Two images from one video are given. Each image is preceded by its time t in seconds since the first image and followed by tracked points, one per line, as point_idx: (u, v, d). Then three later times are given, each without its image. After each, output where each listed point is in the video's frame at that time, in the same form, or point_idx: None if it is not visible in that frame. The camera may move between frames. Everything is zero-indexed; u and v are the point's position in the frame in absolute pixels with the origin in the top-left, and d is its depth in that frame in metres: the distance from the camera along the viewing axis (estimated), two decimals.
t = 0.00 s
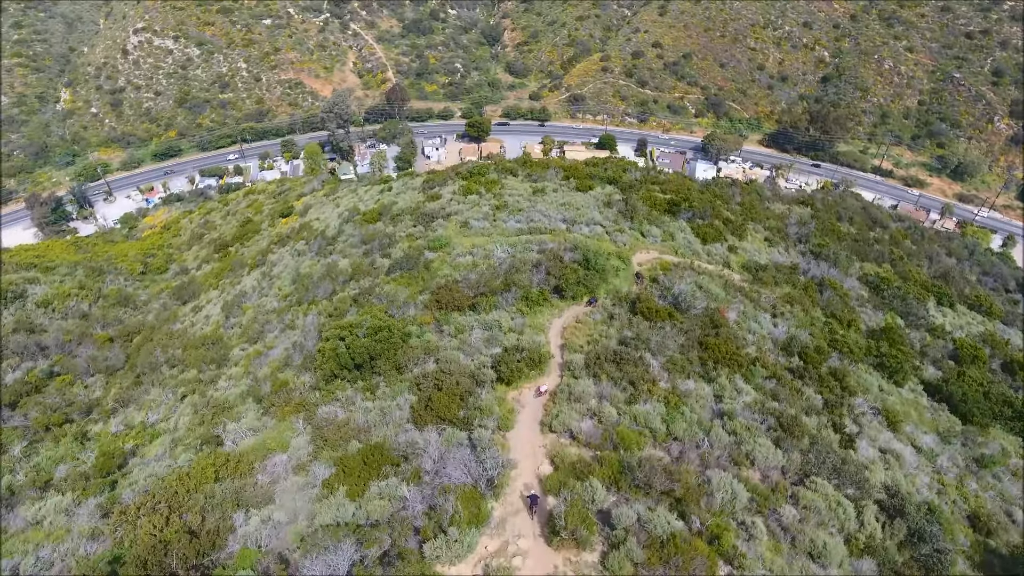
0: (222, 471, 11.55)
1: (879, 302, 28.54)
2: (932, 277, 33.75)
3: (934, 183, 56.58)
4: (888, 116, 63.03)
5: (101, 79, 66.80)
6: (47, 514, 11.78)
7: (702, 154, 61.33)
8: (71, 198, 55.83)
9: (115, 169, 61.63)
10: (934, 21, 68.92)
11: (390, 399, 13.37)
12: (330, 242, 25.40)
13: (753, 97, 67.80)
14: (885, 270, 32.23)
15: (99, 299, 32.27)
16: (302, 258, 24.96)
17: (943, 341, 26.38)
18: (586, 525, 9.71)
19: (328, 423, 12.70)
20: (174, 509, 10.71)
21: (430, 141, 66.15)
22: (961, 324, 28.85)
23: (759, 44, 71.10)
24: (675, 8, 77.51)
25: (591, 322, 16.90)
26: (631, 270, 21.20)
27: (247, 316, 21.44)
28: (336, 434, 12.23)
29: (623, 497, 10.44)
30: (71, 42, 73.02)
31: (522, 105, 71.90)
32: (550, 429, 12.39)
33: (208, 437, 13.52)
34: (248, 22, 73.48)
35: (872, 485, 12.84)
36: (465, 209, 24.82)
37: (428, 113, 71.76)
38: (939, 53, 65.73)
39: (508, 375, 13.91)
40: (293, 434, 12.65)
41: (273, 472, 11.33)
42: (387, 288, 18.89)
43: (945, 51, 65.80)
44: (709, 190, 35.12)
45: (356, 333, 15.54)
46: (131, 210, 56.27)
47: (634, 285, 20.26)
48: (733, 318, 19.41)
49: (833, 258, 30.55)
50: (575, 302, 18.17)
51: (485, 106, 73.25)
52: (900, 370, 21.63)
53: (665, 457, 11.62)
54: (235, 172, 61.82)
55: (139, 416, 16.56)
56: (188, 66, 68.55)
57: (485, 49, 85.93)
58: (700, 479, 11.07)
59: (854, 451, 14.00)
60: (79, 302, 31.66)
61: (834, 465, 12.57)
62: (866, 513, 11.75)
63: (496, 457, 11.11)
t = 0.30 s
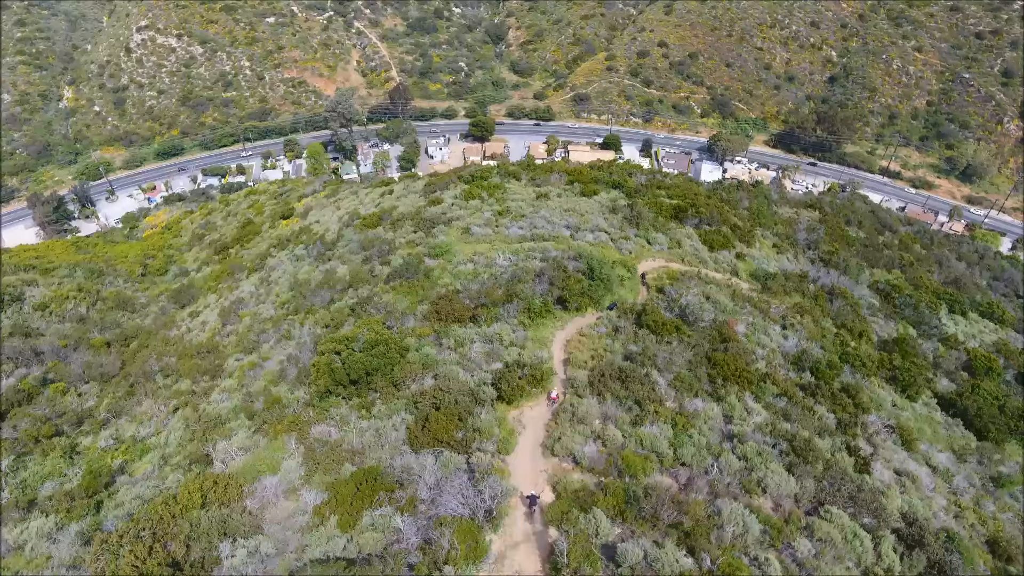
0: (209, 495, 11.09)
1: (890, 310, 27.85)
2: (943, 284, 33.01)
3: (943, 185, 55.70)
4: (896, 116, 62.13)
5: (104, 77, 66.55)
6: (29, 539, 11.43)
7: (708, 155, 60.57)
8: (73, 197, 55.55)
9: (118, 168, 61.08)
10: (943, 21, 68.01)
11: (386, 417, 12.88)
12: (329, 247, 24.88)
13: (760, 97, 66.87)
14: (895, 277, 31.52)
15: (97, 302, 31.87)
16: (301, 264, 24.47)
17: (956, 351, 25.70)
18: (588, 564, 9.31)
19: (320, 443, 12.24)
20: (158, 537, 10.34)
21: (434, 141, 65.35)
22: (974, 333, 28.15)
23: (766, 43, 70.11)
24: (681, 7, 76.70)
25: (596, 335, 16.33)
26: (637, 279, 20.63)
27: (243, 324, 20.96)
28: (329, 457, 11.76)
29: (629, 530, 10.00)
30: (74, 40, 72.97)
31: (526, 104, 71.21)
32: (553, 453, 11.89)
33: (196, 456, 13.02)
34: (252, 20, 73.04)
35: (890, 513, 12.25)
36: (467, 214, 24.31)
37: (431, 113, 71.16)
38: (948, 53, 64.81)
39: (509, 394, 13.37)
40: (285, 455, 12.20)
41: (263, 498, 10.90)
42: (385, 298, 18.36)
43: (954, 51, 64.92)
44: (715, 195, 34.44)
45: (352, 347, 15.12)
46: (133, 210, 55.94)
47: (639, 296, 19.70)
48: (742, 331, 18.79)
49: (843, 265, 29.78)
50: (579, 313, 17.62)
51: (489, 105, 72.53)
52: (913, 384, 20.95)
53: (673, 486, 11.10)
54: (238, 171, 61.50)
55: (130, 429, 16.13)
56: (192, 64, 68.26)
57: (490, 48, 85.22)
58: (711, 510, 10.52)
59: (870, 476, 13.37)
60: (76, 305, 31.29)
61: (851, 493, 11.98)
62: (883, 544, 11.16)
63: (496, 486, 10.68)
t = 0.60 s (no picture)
0: (195, 523, 10.65)
1: (899, 317, 27.21)
2: (952, 288, 32.32)
3: (949, 185, 54.92)
4: (902, 115, 61.26)
5: (105, 76, 66.25)
6: (9, 567, 11.15)
7: (712, 155, 59.90)
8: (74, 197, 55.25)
9: (119, 168, 60.62)
10: (951, 19, 67.10)
11: (381, 438, 12.39)
12: (327, 253, 24.39)
13: (765, 96, 66.04)
14: (904, 282, 30.82)
15: (94, 306, 31.47)
16: (298, 270, 23.98)
17: (968, 360, 25.02)
18: None
19: (312, 466, 11.79)
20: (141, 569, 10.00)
21: (436, 140, 64.65)
22: (985, 341, 27.44)
23: (771, 42, 69.36)
24: (685, 6, 75.94)
25: (599, 349, 15.80)
26: (641, 288, 20.10)
27: (239, 333, 20.51)
28: (320, 482, 11.32)
29: (635, 566, 9.53)
30: (75, 39, 72.81)
31: (529, 103, 70.47)
32: (554, 478, 11.41)
33: (184, 477, 12.55)
34: (253, 18, 72.62)
35: (910, 543, 11.63)
36: (467, 220, 23.81)
37: (433, 112, 70.52)
38: (954, 52, 63.95)
39: (509, 414, 12.82)
40: (274, 479, 11.73)
41: (250, 525, 10.46)
42: (383, 308, 17.87)
43: (961, 50, 64.01)
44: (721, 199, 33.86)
45: (347, 363, 14.70)
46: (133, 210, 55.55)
47: (644, 306, 19.16)
48: (751, 344, 18.19)
49: (851, 271, 29.09)
50: (582, 325, 17.09)
51: (491, 105, 71.83)
52: (927, 397, 20.24)
53: (680, 517, 10.58)
54: (239, 171, 61.04)
55: (119, 445, 15.71)
56: (193, 63, 67.88)
57: (493, 47, 84.50)
58: (721, 545, 9.98)
59: (886, 501, 12.78)
60: (73, 309, 30.95)
61: (867, 521, 11.41)
62: None
63: (495, 515, 10.26)
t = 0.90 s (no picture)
0: (180, 553, 10.20)
1: (909, 325, 26.56)
2: (962, 294, 31.62)
3: (956, 186, 54.06)
4: (909, 116, 60.40)
5: (106, 75, 65.94)
6: None
7: (716, 156, 59.16)
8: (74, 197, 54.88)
9: (119, 167, 60.31)
10: (958, 19, 66.19)
11: (376, 460, 11.90)
12: (324, 259, 23.90)
13: (769, 96, 65.20)
14: (913, 289, 30.13)
15: (91, 310, 31.06)
16: (295, 277, 23.50)
17: (980, 371, 24.34)
18: None
19: (303, 492, 11.28)
20: None
21: (438, 140, 64.11)
22: (997, 350, 26.75)
23: (775, 41, 68.59)
24: (689, 5, 75.23)
25: (603, 365, 15.27)
26: (646, 299, 19.54)
27: (233, 342, 20.03)
28: (311, 510, 10.83)
29: None
30: (77, 38, 72.52)
31: (531, 102, 69.81)
32: (556, 506, 10.91)
33: (171, 500, 12.08)
34: (255, 17, 72.21)
35: None
36: (468, 226, 23.31)
37: (436, 111, 69.95)
38: (962, 52, 63.10)
39: (510, 436, 12.32)
40: (264, 504, 11.26)
41: (237, 556, 10.04)
42: (381, 319, 17.36)
43: (968, 50, 63.15)
44: (727, 204, 33.29)
45: (341, 379, 14.25)
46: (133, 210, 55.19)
47: (649, 317, 18.61)
48: (759, 358, 17.62)
49: (861, 278, 28.36)
50: (584, 339, 16.56)
51: (493, 104, 71.21)
52: (940, 411, 19.54)
53: (688, 551, 10.06)
54: (240, 171, 60.60)
55: (108, 461, 15.26)
56: (194, 62, 67.49)
57: (495, 46, 83.89)
58: None
59: (903, 528, 12.19)
60: (69, 313, 30.55)
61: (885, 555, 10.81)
62: None
63: (492, 549, 9.77)
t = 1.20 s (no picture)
0: None
1: (918, 335, 25.94)
2: (971, 301, 30.95)
3: (962, 188, 53.31)
4: (914, 116, 59.61)
5: (106, 75, 65.59)
6: None
7: (719, 156, 58.51)
8: (73, 197, 54.45)
9: (119, 167, 59.91)
10: (963, 18, 65.35)
11: (370, 485, 11.41)
12: (321, 266, 23.41)
13: (773, 96, 64.45)
14: (921, 295, 29.47)
15: (86, 315, 30.64)
16: (291, 284, 23.02)
17: (992, 382, 23.68)
18: None
19: (292, 520, 10.77)
20: None
21: (439, 140, 63.58)
22: (1007, 359, 26.11)
23: (779, 41, 67.87)
24: (691, 4, 74.53)
25: (606, 381, 14.75)
26: (650, 310, 19.02)
27: (227, 352, 19.54)
28: (299, 540, 10.34)
29: None
30: (77, 37, 72.19)
31: (533, 102, 69.15)
32: (557, 537, 10.42)
33: (155, 526, 11.63)
34: (255, 16, 71.72)
35: None
36: (468, 234, 22.82)
37: (437, 111, 69.38)
38: (967, 52, 62.26)
39: (509, 461, 11.81)
40: (250, 533, 10.79)
41: None
42: (377, 331, 16.85)
43: (974, 49, 62.32)
44: (732, 209, 32.72)
45: (334, 398, 13.79)
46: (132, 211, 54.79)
47: (653, 330, 18.08)
48: (767, 373, 17.06)
49: (869, 286, 27.68)
50: (587, 353, 16.05)
51: (495, 104, 70.56)
52: (953, 426, 18.88)
53: None
54: (240, 171, 60.11)
55: (94, 479, 14.84)
56: (194, 62, 67.08)
57: (497, 45, 83.25)
58: None
59: (921, 559, 11.60)
60: (64, 318, 30.14)
61: None
62: None
63: None
